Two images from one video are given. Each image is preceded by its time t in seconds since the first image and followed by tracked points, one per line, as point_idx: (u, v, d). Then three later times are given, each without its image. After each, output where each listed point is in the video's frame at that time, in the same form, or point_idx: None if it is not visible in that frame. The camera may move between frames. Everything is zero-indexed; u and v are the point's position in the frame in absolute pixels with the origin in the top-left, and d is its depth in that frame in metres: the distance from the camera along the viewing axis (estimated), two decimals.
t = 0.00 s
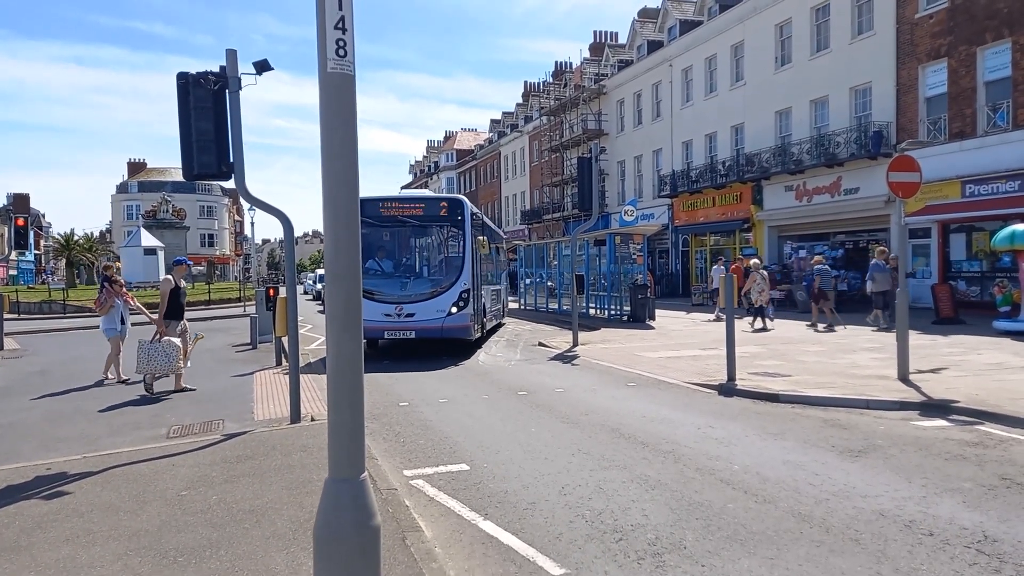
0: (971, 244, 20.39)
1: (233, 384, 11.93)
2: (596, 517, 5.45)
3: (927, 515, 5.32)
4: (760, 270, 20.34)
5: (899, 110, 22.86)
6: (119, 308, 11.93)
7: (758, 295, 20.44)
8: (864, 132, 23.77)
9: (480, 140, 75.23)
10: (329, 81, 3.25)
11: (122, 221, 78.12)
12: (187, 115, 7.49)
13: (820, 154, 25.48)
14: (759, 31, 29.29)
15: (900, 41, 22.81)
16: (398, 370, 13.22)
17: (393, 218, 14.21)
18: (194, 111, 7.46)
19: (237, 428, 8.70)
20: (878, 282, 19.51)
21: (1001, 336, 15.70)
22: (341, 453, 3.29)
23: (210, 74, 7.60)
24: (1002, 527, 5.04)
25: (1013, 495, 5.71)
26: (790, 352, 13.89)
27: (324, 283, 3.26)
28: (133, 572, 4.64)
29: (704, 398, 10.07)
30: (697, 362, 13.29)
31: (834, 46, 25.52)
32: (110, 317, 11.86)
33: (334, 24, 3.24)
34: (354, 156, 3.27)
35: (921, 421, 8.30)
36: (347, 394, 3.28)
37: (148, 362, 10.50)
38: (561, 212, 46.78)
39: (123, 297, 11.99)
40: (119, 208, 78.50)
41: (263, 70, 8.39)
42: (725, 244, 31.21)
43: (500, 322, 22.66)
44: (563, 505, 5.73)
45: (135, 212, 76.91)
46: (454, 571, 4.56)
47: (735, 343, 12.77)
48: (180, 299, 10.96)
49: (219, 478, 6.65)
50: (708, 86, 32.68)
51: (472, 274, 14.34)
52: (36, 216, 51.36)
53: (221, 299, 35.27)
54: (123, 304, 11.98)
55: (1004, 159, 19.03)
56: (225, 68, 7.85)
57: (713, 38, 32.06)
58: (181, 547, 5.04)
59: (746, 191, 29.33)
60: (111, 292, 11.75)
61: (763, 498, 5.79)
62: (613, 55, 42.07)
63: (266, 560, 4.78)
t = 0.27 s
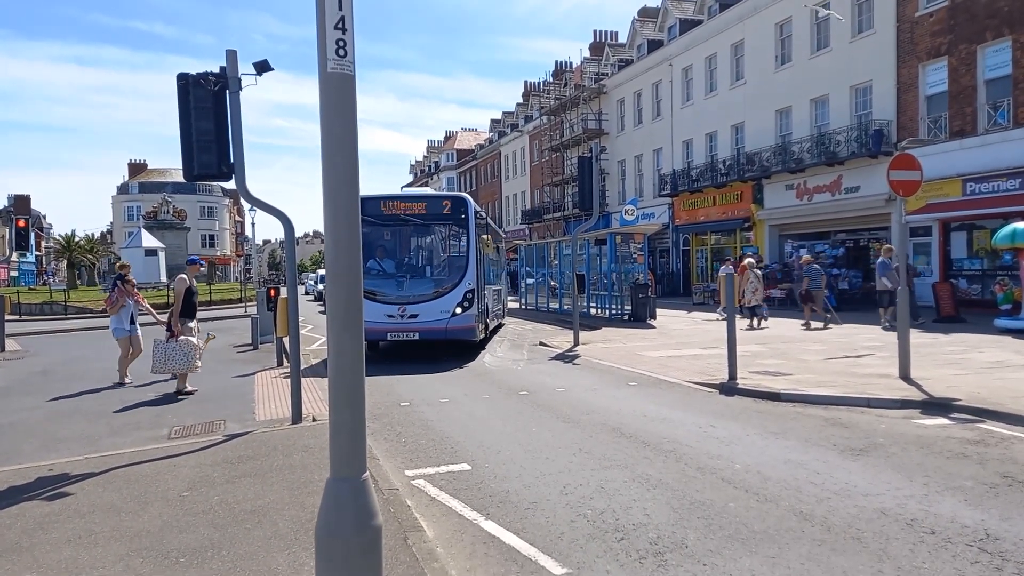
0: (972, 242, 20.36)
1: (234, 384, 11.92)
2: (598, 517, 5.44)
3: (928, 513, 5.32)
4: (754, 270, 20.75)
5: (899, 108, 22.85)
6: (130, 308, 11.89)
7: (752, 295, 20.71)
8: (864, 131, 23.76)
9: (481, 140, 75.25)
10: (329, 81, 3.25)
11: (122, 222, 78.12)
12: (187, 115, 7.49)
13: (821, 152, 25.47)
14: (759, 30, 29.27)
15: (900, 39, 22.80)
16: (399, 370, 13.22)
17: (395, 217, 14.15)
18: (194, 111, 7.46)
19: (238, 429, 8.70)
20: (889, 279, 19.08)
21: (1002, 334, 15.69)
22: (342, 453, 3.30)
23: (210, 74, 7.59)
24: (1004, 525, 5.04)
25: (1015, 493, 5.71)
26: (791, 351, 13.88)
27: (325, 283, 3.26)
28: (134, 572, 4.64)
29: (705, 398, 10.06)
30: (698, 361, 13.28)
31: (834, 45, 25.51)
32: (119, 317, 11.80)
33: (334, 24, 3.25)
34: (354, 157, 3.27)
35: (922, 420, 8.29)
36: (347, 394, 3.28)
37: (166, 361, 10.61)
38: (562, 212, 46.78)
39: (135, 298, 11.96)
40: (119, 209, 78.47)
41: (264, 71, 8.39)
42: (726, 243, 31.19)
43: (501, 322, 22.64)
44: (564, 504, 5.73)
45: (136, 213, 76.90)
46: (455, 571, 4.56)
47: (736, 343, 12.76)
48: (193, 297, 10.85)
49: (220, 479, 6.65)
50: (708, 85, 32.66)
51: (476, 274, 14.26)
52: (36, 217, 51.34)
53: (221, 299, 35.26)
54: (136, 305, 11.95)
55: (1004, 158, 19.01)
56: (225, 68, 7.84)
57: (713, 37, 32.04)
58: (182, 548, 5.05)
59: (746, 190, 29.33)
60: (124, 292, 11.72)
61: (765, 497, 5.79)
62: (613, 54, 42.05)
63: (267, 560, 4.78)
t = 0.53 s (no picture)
0: (969, 242, 20.40)
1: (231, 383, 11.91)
2: (596, 517, 5.44)
3: (925, 512, 5.33)
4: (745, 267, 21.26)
5: (897, 108, 22.89)
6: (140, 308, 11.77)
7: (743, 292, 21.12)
8: (862, 131, 23.79)
9: (479, 139, 75.26)
10: (328, 80, 3.25)
11: (119, 221, 78.01)
12: (184, 114, 7.48)
13: (818, 152, 25.51)
14: (756, 31, 29.30)
15: (898, 40, 22.83)
16: (396, 369, 13.21)
17: (395, 215, 13.92)
18: (192, 110, 7.44)
19: (235, 428, 8.69)
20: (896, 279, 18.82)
21: (999, 334, 15.72)
22: (340, 453, 3.29)
23: (207, 73, 7.59)
24: (1000, 525, 5.05)
25: (1011, 493, 5.72)
26: (789, 351, 13.89)
27: (323, 282, 3.26)
28: (131, 572, 4.64)
29: (702, 397, 10.06)
30: (695, 361, 13.28)
31: (832, 45, 25.54)
32: (129, 317, 11.68)
33: (333, 23, 3.24)
34: (353, 156, 3.27)
35: (919, 420, 8.30)
36: (344, 392, 3.28)
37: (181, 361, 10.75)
38: (560, 212, 46.80)
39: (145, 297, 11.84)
40: (116, 207, 78.34)
41: (261, 69, 8.38)
42: (723, 242, 31.22)
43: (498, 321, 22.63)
44: (561, 504, 5.73)
45: (134, 212, 76.88)
46: (453, 570, 4.56)
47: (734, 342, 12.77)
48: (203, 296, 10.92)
49: (217, 478, 6.64)
50: (707, 85, 32.65)
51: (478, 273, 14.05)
52: (33, 216, 51.25)
53: (219, 298, 35.22)
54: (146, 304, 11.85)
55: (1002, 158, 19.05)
56: (222, 67, 7.83)
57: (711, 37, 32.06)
58: (178, 547, 5.04)
59: (744, 190, 29.35)
60: (136, 292, 11.63)
61: (762, 496, 5.79)
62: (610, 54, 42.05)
63: (264, 559, 4.77)
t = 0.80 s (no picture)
0: (968, 242, 20.40)
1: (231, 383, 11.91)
2: (595, 516, 5.44)
3: (925, 513, 5.33)
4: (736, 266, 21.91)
5: (896, 108, 22.89)
6: (156, 307, 11.72)
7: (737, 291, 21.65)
8: (861, 131, 23.81)
9: (478, 139, 75.24)
10: (328, 79, 3.25)
11: (119, 221, 77.94)
12: (184, 114, 7.48)
13: (817, 152, 25.52)
14: (756, 30, 29.30)
15: (897, 40, 22.84)
16: (395, 369, 13.21)
17: (398, 213, 13.89)
18: (191, 109, 7.44)
19: (235, 428, 8.68)
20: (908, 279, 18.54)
21: (998, 334, 15.73)
22: (340, 453, 3.29)
23: (207, 72, 7.59)
24: (1000, 525, 5.05)
25: (1011, 493, 5.72)
26: (789, 351, 13.89)
27: (323, 282, 3.26)
28: (130, 572, 4.63)
29: (702, 397, 10.07)
30: (695, 361, 13.29)
31: (831, 45, 25.55)
32: (145, 317, 11.61)
33: (333, 22, 3.24)
34: (353, 155, 3.27)
35: (918, 420, 8.30)
36: (343, 391, 3.28)
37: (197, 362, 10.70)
38: (559, 212, 46.80)
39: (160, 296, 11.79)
40: (115, 207, 78.29)
41: (261, 69, 8.38)
42: (722, 242, 31.22)
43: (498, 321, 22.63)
44: (561, 504, 5.73)
45: (133, 211, 76.85)
46: (453, 570, 4.56)
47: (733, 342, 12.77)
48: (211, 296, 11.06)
49: (217, 478, 6.64)
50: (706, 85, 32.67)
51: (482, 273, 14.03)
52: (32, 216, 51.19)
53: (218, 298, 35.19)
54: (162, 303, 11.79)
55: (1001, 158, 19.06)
56: (222, 67, 7.83)
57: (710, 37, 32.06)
58: (178, 547, 5.04)
59: (743, 190, 29.36)
60: (151, 291, 11.58)
61: (762, 496, 5.79)
62: (610, 54, 42.03)
63: (264, 559, 4.77)
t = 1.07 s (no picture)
0: (968, 243, 20.33)
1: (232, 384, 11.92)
2: (596, 518, 5.44)
3: (925, 514, 5.33)
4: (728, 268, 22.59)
5: (896, 109, 22.90)
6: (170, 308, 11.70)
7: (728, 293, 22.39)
8: (861, 132, 23.82)
9: (478, 140, 75.31)
10: (328, 80, 3.24)
11: (119, 222, 77.99)
12: (184, 114, 7.48)
13: (817, 154, 25.53)
14: (756, 32, 29.31)
15: (897, 41, 22.84)
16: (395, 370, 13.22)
17: (402, 212, 13.47)
18: (191, 110, 7.44)
19: (235, 429, 8.69)
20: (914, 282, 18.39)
21: (998, 335, 15.74)
22: (340, 453, 3.29)
23: (207, 73, 7.59)
24: (1001, 527, 5.05)
25: (1011, 495, 5.72)
26: (789, 352, 13.90)
27: (323, 282, 3.26)
28: (131, 573, 4.63)
29: (702, 398, 10.09)
30: (695, 362, 13.30)
31: (831, 46, 25.56)
32: (161, 318, 11.58)
33: (333, 23, 3.24)
34: (353, 156, 3.26)
35: (919, 421, 8.31)
36: (343, 391, 3.27)
37: (215, 363, 10.76)
38: (559, 213, 46.84)
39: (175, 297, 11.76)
40: (116, 208, 78.37)
41: (261, 70, 8.38)
42: (722, 244, 31.23)
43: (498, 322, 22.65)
44: (562, 506, 5.73)
45: (133, 212, 76.87)
46: (453, 572, 4.56)
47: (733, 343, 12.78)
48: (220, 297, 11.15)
49: (217, 479, 6.65)
50: (706, 86, 32.68)
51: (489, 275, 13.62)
52: (32, 217, 51.28)
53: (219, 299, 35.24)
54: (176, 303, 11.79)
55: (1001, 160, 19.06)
56: (222, 68, 7.83)
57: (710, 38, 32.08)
58: (178, 549, 5.04)
59: (743, 191, 29.36)
60: (167, 291, 11.56)
61: (762, 498, 5.80)
62: (610, 55, 42.05)
63: (264, 561, 4.77)
